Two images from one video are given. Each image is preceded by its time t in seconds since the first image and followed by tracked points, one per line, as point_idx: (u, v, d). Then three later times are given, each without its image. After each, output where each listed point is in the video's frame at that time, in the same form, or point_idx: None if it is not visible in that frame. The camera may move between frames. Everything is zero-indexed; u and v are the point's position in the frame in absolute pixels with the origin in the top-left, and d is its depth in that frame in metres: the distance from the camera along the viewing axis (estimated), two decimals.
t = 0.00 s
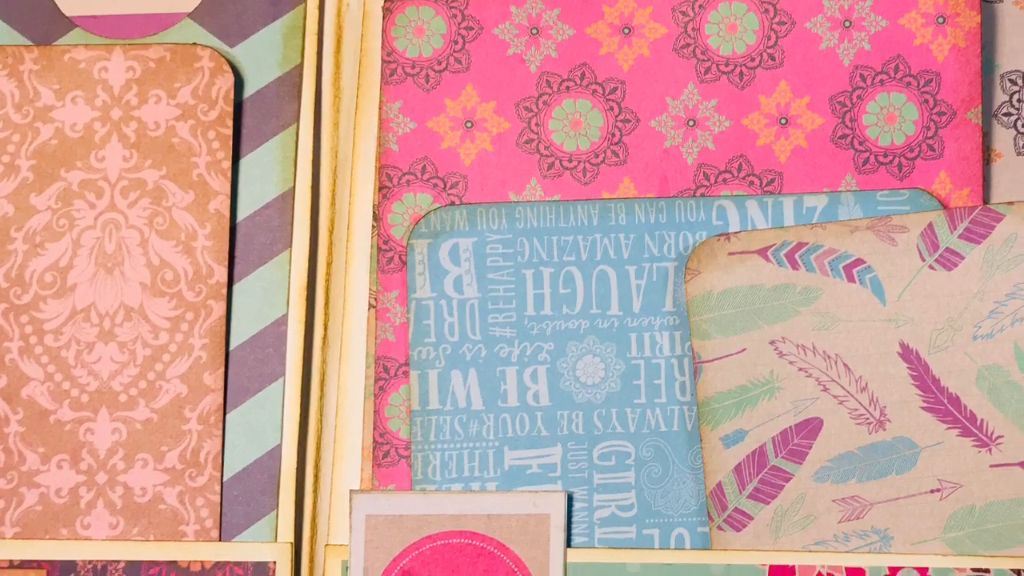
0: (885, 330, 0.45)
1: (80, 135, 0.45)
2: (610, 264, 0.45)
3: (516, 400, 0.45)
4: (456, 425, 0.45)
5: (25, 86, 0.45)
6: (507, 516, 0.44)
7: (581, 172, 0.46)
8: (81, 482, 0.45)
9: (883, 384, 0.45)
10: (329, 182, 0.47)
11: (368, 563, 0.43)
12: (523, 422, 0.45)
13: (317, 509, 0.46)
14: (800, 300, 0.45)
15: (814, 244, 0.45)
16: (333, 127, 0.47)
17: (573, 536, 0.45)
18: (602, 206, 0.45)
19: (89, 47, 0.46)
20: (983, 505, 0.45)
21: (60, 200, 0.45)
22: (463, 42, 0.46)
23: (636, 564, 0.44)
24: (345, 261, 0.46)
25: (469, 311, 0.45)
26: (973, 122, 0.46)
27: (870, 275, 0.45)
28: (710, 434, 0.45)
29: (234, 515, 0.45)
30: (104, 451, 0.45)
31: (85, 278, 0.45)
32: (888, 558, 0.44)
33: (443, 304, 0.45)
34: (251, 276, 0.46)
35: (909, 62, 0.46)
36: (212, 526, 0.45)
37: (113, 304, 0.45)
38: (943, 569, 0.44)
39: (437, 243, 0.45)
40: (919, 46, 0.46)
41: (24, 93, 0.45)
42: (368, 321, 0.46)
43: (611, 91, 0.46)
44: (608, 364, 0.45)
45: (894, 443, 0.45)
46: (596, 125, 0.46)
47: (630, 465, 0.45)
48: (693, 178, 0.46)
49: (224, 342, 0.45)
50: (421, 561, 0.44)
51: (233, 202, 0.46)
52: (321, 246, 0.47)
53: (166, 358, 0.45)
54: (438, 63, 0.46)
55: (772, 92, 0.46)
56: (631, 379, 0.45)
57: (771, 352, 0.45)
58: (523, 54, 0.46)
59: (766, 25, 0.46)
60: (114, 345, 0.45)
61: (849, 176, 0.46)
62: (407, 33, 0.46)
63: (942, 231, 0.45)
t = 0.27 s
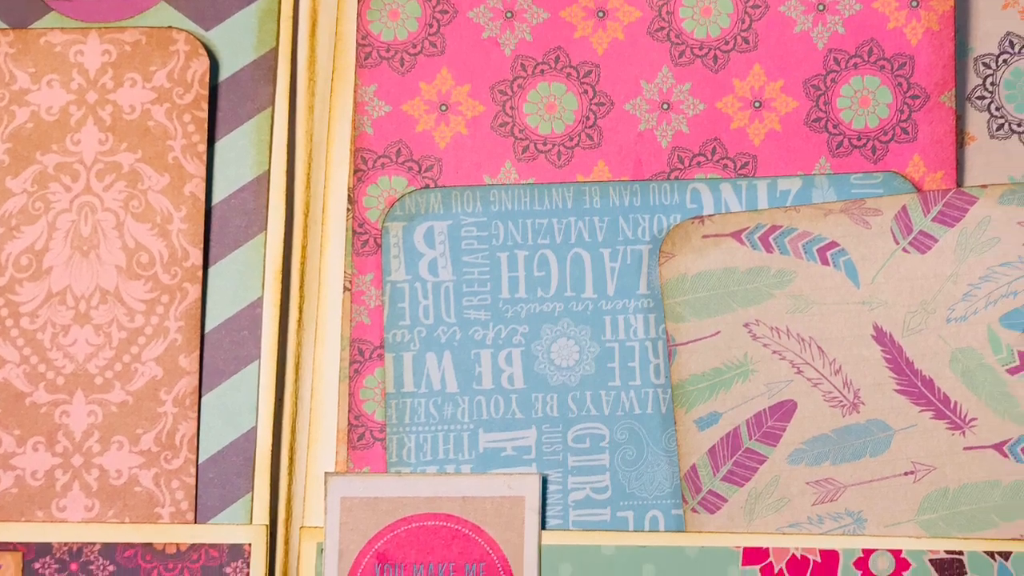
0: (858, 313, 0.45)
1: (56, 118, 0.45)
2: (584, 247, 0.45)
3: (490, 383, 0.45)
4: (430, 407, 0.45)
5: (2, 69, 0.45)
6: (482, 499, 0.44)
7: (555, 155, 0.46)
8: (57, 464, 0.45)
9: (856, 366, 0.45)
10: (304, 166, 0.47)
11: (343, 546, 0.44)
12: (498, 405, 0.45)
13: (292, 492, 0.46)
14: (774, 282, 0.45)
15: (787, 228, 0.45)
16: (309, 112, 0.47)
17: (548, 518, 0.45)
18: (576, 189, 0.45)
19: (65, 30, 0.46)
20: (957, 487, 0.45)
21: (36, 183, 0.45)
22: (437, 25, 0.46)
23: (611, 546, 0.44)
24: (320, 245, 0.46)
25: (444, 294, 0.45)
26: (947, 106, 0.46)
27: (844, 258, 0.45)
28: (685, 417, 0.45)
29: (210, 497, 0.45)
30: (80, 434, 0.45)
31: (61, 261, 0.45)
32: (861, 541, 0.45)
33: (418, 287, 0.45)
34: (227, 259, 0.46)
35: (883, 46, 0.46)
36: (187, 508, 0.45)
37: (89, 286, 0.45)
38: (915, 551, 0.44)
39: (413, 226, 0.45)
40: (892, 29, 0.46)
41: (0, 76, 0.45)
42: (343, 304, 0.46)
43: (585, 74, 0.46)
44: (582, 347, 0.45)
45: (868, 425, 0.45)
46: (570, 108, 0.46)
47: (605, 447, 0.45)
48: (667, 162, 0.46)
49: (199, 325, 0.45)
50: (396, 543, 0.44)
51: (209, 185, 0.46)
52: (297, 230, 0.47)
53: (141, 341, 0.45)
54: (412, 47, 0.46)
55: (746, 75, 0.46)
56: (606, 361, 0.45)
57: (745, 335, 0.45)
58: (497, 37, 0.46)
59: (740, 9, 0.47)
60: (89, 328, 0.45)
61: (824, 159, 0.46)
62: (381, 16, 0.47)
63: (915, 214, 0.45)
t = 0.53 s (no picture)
0: (832, 296, 0.45)
1: (32, 101, 0.45)
2: (558, 230, 0.45)
3: (465, 365, 0.45)
4: (405, 390, 0.45)
5: None
6: (457, 480, 0.45)
7: (529, 138, 0.46)
8: (33, 447, 0.45)
9: (830, 349, 0.45)
10: (279, 150, 0.47)
11: (318, 529, 0.44)
12: (473, 387, 0.45)
13: (268, 475, 0.46)
14: (747, 266, 0.45)
15: (762, 211, 0.45)
16: (284, 95, 0.47)
17: (522, 500, 0.45)
18: (551, 172, 0.46)
19: (42, 14, 0.46)
20: (931, 470, 0.45)
21: (12, 166, 0.45)
22: (413, 8, 0.47)
23: (586, 529, 0.44)
24: (295, 228, 0.47)
25: (419, 276, 0.45)
26: (920, 89, 0.46)
27: (818, 241, 0.45)
28: (659, 399, 0.45)
29: (185, 479, 0.45)
30: (55, 416, 0.45)
31: (37, 244, 0.45)
32: (835, 523, 0.45)
33: (393, 270, 0.45)
34: (202, 242, 0.46)
35: (857, 29, 0.47)
36: (163, 490, 0.45)
37: (64, 269, 0.45)
38: (889, 534, 0.45)
39: (387, 209, 0.46)
40: (867, 13, 0.47)
41: None
42: (318, 287, 0.46)
43: (560, 57, 0.47)
44: (556, 330, 0.45)
45: (841, 408, 0.45)
46: (545, 91, 0.47)
47: (579, 430, 0.45)
48: (642, 145, 0.46)
49: (174, 307, 0.45)
50: (372, 525, 0.44)
51: (184, 168, 0.46)
52: (272, 213, 0.47)
53: (116, 324, 0.45)
54: (387, 30, 0.47)
55: (720, 59, 0.47)
56: (580, 344, 0.45)
57: (719, 318, 0.45)
58: (472, 21, 0.47)
59: None
60: (65, 311, 0.45)
61: (797, 142, 0.46)
62: None
63: (889, 197, 0.45)
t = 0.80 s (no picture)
0: (806, 278, 0.45)
1: (8, 84, 0.45)
2: (533, 213, 0.46)
3: (439, 348, 0.45)
4: (380, 372, 0.45)
5: None
6: (431, 463, 0.45)
7: (504, 122, 0.47)
8: (8, 429, 0.45)
9: (804, 332, 0.45)
10: (253, 132, 0.47)
11: (293, 512, 0.44)
12: (447, 369, 0.45)
13: (243, 457, 0.46)
14: (721, 248, 0.45)
15: (736, 193, 0.45)
16: (258, 79, 0.47)
17: (497, 482, 0.45)
18: (525, 155, 0.46)
19: None
20: (904, 452, 0.45)
21: None
22: None
23: (560, 511, 0.44)
24: (269, 210, 0.47)
25: (393, 259, 0.45)
26: (893, 72, 0.47)
27: (792, 224, 0.45)
28: (633, 382, 0.45)
29: (160, 462, 0.45)
30: (31, 398, 0.45)
31: (12, 227, 0.45)
32: (808, 505, 0.45)
33: (368, 253, 0.45)
34: (177, 225, 0.46)
35: (831, 13, 0.47)
36: (138, 472, 0.45)
37: (40, 252, 0.45)
38: (862, 515, 0.45)
39: (362, 192, 0.46)
40: None
41: None
42: (292, 270, 0.46)
43: (534, 40, 0.47)
44: (531, 313, 0.45)
45: (815, 391, 0.45)
46: (519, 74, 0.47)
47: (553, 413, 0.45)
48: (616, 128, 0.47)
49: (149, 290, 0.45)
50: (347, 507, 0.44)
51: (159, 151, 0.46)
52: (247, 197, 0.47)
53: (91, 307, 0.45)
54: (361, 13, 0.47)
55: (695, 42, 0.47)
56: (554, 327, 0.45)
57: (693, 301, 0.45)
58: (446, 5, 0.47)
59: None
60: (40, 294, 0.45)
61: (772, 126, 0.47)
62: None
63: (863, 180, 0.45)
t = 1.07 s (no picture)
0: (779, 261, 0.45)
1: None
2: (507, 196, 0.46)
3: (414, 331, 0.46)
4: (355, 355, 0.46)
5: None
6: (406, 446, 0.45)
7: (478, 104, 0.48)
8: None
9: (778, 314, 0.45)
10: (229, 115, 0.48)
11: (268, 494, 0.44)
12: (421, 352, 0.46)
13: (218, 439, 0.46)
14: (695, 231, 0.46)
15: (710, 176, 0.46)
16: (234, 62, 0.49)
17: (471, 465, 0.45)
18: (499, 137, 0.47)
19: None
20: (878, 434, 0.45)
21: None
22: None
23: (534, 494, 0.44)
24: (244, 192, 0.48)
25: (368, 242, 0.46)
26: (867, 56, 0.48)
27: (765, 207, 0.46)
28: (607, 364, 0.45)
29: (135, 444, 0.46)
30: (6, 381, 0.45)
31: None
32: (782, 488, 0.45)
33: (343, 236, 0.46)
34: (153, 208, 0.47)
35: None
36: (113, 455, 0.45)
37: (15, 235, 0.45)
38: (836, 497, 0.45)
39: (337, 174, 0.47)
40: None
41: None
42: (267, 253, 0.47)
43: (508, 23, 0.48)
44: (505, 295, 0.46)
45: (788, 373, 0.45)
46: (494, 58, 0.48)
47: (528, 395, 0.46)
48: (590, 111, 0.48)
49: (125, 273, 0.46)
50: (321, 490, 0.44)
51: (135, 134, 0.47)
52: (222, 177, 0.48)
53: (67, 290, 0.45)
54: None
55: (668, 25, 0.48)
56: (529, 310, 0.46)
57: (667, 283, 0.46)
58: None
59: None
60: (15, 276, 0.45)
61: (745, 109, 0.48)
62: None
63: (836, 163, 0.46)
